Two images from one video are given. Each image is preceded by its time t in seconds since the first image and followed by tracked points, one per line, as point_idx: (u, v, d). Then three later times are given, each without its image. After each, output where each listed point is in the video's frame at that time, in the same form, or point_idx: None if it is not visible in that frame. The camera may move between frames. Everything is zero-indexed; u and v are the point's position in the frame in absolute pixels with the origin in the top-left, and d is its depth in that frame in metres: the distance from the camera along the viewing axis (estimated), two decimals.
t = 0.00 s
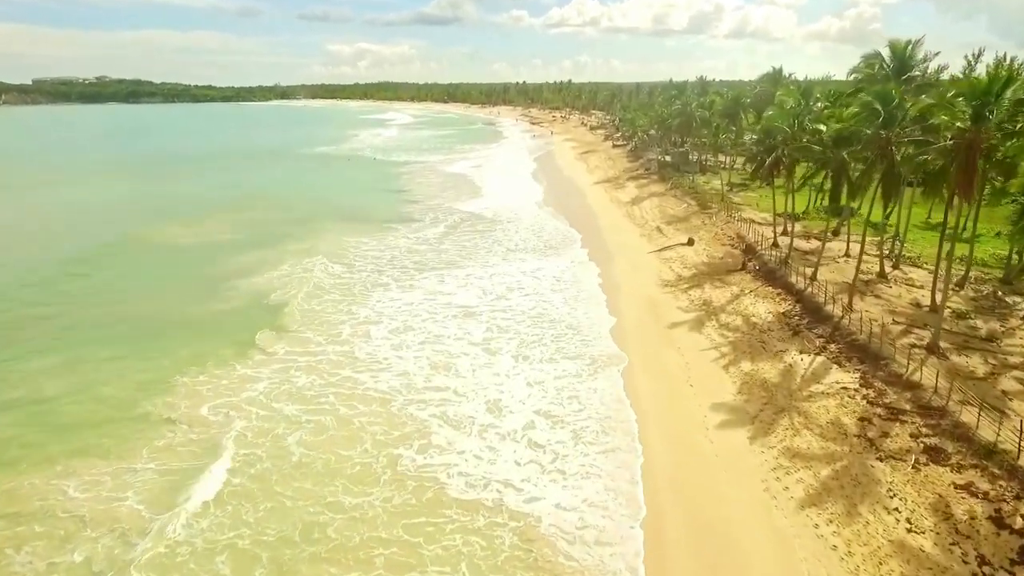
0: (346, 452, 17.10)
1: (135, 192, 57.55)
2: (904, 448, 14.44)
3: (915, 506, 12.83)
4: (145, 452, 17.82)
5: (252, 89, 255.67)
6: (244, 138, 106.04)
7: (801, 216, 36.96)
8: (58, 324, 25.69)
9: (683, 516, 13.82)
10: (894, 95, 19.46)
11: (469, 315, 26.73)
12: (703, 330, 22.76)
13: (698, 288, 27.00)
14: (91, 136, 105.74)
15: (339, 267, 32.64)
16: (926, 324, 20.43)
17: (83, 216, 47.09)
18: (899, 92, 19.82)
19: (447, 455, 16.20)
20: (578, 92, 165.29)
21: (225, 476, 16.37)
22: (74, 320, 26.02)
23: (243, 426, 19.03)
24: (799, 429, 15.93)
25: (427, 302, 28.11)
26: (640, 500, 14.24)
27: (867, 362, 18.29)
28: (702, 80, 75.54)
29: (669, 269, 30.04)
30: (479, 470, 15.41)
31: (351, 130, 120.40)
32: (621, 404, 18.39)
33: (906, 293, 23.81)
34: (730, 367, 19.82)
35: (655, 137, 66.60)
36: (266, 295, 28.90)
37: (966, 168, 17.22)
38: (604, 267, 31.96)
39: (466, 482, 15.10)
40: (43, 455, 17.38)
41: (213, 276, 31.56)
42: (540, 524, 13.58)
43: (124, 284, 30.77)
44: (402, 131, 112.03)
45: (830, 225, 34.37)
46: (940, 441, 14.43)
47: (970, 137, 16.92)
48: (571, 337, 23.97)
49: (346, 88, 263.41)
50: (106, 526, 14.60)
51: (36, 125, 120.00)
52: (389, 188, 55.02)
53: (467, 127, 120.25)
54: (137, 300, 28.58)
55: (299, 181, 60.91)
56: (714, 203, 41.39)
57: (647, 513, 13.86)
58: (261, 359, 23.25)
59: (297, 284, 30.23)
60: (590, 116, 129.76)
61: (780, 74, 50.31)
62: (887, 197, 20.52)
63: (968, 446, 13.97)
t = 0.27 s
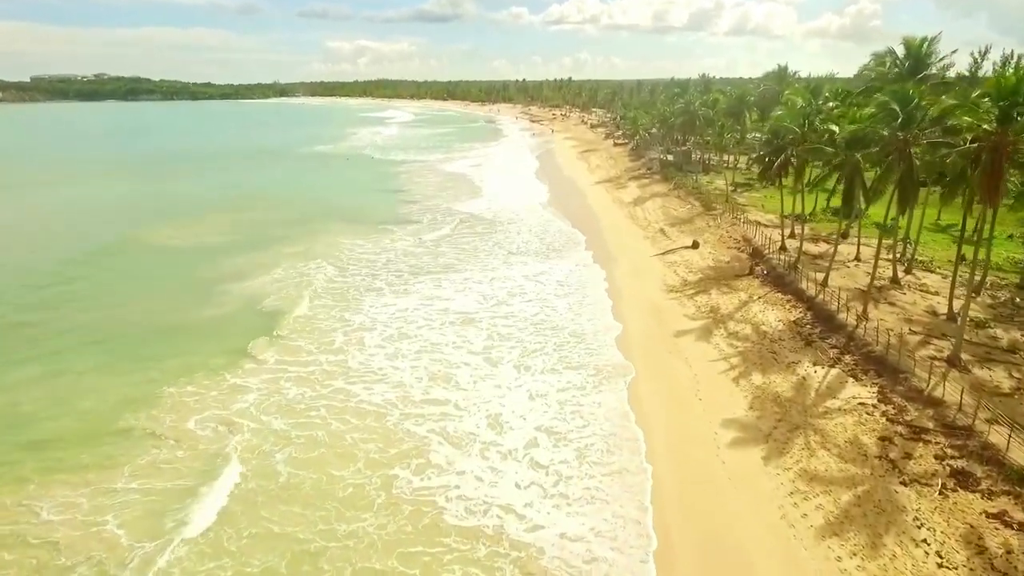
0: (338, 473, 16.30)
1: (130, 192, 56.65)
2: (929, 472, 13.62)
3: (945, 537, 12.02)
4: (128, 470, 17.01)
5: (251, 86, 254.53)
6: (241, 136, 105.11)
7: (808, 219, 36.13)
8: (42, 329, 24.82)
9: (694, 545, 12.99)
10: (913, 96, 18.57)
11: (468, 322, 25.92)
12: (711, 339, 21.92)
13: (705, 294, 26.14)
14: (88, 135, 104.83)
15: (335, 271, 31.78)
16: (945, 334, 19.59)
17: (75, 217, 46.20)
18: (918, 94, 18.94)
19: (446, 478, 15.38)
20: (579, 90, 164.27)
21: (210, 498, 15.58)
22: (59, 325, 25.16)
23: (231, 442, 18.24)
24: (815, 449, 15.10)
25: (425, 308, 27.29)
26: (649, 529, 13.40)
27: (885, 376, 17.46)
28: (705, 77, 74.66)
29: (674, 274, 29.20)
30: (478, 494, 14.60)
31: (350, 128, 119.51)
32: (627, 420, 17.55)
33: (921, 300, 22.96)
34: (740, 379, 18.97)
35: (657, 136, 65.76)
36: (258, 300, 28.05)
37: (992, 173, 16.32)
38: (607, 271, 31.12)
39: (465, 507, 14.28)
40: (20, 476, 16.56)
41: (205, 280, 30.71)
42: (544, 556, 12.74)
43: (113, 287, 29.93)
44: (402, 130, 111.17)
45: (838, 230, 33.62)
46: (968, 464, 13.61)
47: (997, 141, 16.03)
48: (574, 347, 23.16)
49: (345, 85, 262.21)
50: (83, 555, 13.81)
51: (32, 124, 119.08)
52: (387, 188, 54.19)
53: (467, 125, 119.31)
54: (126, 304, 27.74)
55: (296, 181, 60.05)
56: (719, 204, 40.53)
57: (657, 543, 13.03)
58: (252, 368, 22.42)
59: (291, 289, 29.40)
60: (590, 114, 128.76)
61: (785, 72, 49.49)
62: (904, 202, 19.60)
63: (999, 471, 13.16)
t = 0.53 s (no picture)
0: (331, 491, 15.61)
1: (124, 191, 55.82)
2: (954, 495, 12.91)
3: (974, 568, 11.32)
4: (110, 487, 16.31)
5: (249, 83, 253.37)
6: (239, 134, 104.20)
7: (814, 221, 35.40)
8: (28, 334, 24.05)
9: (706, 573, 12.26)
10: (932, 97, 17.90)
11: (467, 328, 25.22)
12: (719, 347, 21.18)
13: (710, 300, 25.41)
14: (85, 132, 103.92)
15: (330, 274, 31.07)
16: (963, 344, 18.88)
17: (67, 216, 45.38)
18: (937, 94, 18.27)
19: (444, 499, 14.69)
20: (579, 88, 163.47)
21: (196, 520, 14.91)
22: (44, 330, 24.38)
23: (219, 457, 17.56)
24: (832, 468, 14.36)
25: (422, 314, 26.59)
26: (658, 555, 12.68)
27: (902, 389, 16.74)
28: (707, 76, 73.94)
29: (679, 278, 28.48)
30: (477, 517, 13.90)
31: (348, 126, 118.72)
32: (632, 435, 16.81)
33: (935, 307, 22.24)
34: (750, 391, 18.24)
35: (659, 135, 65.07)
36: (251, 304, 27.32)
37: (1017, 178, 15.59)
38: (609, 275, 30.39)
39: (463, 531, 13.58)
40: None
41: (198, 283, 29.97)
42: None
43: (103, 289, 29.16)
44: (401, 128, 110.45)
45: (844, 233, 32.97)
46: (995, 487, 12.90)
47: None
48: (576, 356, 22.44)
49: (344, 83, 261.08)
50: None
51: (29, 122, 118.19)
52: (385, 188, 53.47)
53: (467, 123, 118.52)
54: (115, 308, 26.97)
55: (294, 180, 59.29)
56: (722, 204, 39.77)
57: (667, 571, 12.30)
58: (242, 377, 21.67)
59: (286, 293, 28.67)
60: (590, 112, 127.95)
61: (788, 70, 48.78)
62: (921, 208, 18.85)
63: None
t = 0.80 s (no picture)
0: (321, 517, 14.75)
1: (117, 189, 54.86)
2: (990, 528, 12.01)
3: None
4: (87, 509, 15.42)
5: (248, 79, 251.78)
6: (236, 131, 103.17)
7: (823, 222, 34.44)
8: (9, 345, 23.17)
9: None
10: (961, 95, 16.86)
11: (465, 337, 24.33)
12: (729, 358, 20.23)
13: (719, 306, 24.46)
14: (81, 129, 102.91)
15: (325, 277, 30.12)
16: (987, 357, 17.94)
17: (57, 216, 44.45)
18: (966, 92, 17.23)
19: (441, 529, 13.82)
20: (579, 83, 162.20)
21: (178, 552, 14.06)
22: (27, 340, 23.50)
23: (205, 476, 16.68)
24: (856, 494, 13.44)
25: (420, 321, 25.68)
26: None
27: (927, 406, 15.80)
28: (710, 72, 72.80)
29: (685, 283, 27.53)
30: (476, 550, 13.02)
31: (347, 123, 117.64)
32: (641, 455, 15.88)
33: (955, 315, 21.30)
34: (764, 406, 17.29)
35: (661, 132, 64.06)
36: (242, 311, 26.40)
37: None
38: (613, 279, 29.44)
39: (462, 566, 12.72)
40: None
41: (188, 288, 29.08)
42: None
43: (89, 295, 28.26)
44: (399, 124, 109.38)
45: (855, 236, 32.01)
46: None
47: None
48: (579, 367, 21.52)
49: (343, 78, 259.70)
50: None
51: (25, 118, 117.19)
52: (383, 187, 52.53)
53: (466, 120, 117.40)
54: (101, 314, 26.08)
55: (290, 178, 58.32)
56: (728, 204, 38.77)
57: None
58: (231, 388, 20.77)
59: (278, 298, 27.77)
60: (591, 108, 126.81)
61: (795, 66, 47.69)
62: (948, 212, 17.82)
63: None
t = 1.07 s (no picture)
0: (312, 538, 14.07)
1: (111, 188, 54.06)
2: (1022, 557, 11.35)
3: None
4: (67, 529, 14.72)
5: (247, 74, 250.48)
6: (233, 128, 102.34)
7: (830, 223, 33.70)
8: None
9: None
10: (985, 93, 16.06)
11: (465, 343, 23.63)
12: (739, 367, 19.50)
13: (726, 311, 23.76)
14: (77, 125, 101.99)
15: (320, 280, 29.41)
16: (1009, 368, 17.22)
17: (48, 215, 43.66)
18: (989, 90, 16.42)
19: (440, 555, 13.15)
20: (580, 79, 161.19)
21: None
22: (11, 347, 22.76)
23: (193, 493, 15.96)
24: (877, 518, 12.75)
25: (417, 326, 24.98)
26: None
27: (949, 421, 15.08)
28: (713, 68, 71.91)
29: (690, 286, 26.80)
30: None
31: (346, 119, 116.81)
32: (648, 473, 15.18)
33: (972, 322, 20.57)
34: (776, 420, 16.57)
35: (663, 129, 63.25)
36: (235, 315, 25.70)
37: None
38: (616, 282, 28.74)
39: None
40: None
41: (180, 291, 28.38)
42: None
43: (78, 298, 27.50)
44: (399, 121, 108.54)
45: (864, 237, 31.26)
46: None
47: None
48: (581, 376, 20.84)
49: (342, 74, 258.82)
50: None
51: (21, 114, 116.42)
52: (381, 186, 51.80)
53: (465, 116, 116.52)
54: (89, 318, 25.32)
55: (286, 176, 57.53)
56: (733, 203, 38.01)
57: None
58: (223, 398, 20.08)
59: (272, 302, 27.05)
60: (591, 105, 125.88)
61: (800, 61, 46.86)
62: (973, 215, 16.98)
63: None
